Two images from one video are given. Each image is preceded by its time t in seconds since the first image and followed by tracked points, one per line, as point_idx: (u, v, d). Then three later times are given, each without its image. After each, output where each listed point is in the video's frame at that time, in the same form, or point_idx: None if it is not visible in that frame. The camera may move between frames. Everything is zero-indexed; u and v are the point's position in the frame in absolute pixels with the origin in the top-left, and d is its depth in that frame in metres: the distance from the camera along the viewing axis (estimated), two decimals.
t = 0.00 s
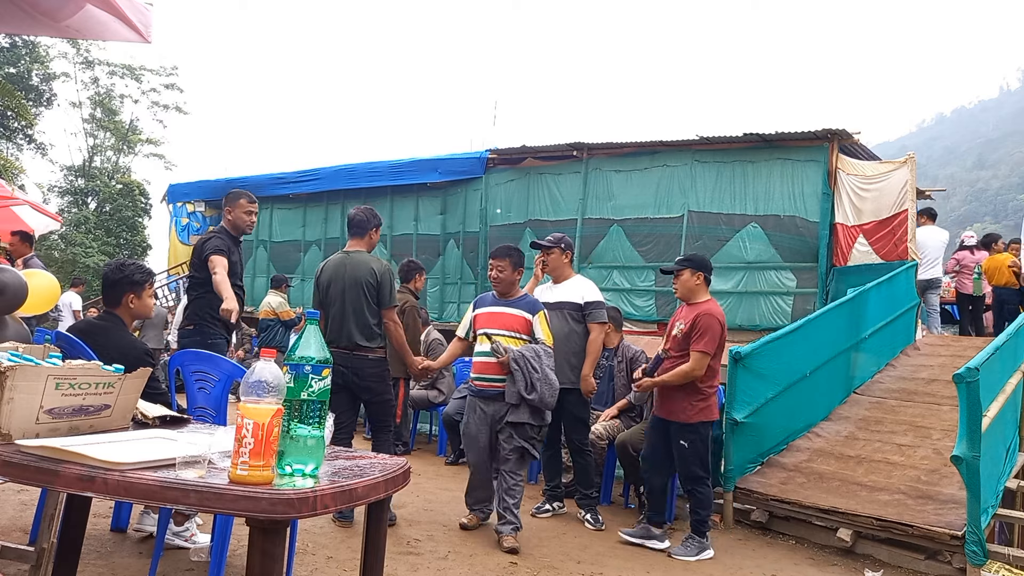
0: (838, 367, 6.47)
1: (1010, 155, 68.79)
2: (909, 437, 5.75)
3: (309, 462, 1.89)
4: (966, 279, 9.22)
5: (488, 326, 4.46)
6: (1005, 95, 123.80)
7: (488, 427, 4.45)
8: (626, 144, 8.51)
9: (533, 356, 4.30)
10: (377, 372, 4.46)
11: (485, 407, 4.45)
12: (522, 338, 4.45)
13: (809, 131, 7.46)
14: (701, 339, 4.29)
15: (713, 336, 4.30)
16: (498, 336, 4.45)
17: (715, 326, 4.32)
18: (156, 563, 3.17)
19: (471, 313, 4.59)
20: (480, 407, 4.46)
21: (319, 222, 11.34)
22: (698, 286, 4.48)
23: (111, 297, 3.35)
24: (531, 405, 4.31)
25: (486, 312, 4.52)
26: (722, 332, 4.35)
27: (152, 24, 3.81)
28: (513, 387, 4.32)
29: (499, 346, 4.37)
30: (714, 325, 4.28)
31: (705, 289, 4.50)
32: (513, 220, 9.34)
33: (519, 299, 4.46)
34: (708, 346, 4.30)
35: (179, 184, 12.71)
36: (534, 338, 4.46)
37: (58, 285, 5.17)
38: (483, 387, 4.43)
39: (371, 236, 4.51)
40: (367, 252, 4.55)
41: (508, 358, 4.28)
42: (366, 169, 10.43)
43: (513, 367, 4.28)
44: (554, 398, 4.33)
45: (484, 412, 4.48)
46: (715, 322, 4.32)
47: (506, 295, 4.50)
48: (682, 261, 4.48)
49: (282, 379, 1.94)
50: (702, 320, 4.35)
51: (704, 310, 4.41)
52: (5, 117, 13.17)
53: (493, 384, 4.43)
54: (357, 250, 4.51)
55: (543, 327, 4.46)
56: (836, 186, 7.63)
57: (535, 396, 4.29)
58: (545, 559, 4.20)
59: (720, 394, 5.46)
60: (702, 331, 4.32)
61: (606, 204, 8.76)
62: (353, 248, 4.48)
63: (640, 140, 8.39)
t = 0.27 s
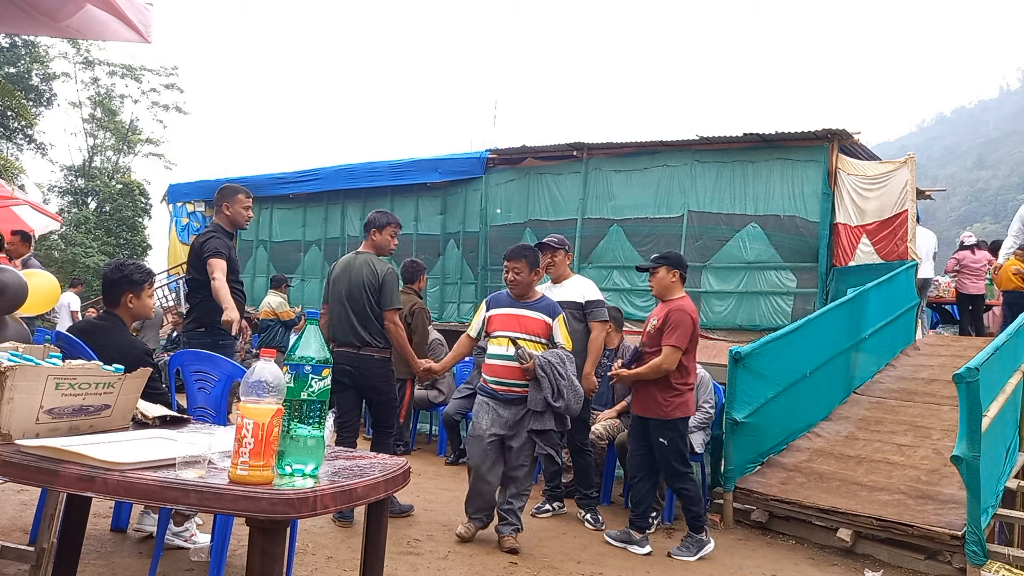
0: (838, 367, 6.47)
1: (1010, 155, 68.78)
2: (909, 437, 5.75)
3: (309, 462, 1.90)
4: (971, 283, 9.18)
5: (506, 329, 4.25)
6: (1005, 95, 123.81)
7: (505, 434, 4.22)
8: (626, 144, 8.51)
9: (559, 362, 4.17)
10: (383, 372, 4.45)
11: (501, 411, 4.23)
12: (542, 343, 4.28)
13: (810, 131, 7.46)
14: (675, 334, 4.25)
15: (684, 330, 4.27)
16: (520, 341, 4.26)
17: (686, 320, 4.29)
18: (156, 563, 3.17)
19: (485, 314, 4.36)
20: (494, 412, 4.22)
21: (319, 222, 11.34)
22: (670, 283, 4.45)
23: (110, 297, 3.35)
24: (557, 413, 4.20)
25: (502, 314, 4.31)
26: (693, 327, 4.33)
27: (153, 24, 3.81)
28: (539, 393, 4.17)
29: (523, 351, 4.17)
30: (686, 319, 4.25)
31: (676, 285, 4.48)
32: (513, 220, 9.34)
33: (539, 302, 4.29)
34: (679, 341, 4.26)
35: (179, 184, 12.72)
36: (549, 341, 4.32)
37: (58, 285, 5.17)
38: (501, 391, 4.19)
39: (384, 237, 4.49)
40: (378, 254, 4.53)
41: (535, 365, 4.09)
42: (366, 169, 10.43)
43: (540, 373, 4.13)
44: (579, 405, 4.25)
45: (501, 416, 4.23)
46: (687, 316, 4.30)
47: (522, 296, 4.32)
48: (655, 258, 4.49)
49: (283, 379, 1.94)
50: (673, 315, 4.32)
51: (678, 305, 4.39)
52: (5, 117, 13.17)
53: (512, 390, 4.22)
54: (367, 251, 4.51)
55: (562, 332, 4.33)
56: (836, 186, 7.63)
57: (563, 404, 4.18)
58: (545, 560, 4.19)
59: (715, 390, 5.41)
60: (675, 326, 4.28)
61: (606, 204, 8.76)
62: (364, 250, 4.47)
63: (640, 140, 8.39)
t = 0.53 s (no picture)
0: (838, 368, 6.47)
1: (1010, 155, 68.78)
2: (909, 437, 5.75)
3: (309, 462, 1.90)
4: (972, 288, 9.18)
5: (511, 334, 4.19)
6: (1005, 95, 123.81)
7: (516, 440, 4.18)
8: (626, 144, 8.51)
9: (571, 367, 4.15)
10: (391, 372, 4.47)
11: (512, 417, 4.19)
12: (550, 345, 4.24)
13: (809, 131, 7.46)
14: (643, 332, 4.22)
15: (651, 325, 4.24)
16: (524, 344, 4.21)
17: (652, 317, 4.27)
18: (156, 563, 3.17)
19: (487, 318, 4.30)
20: (506, 418, 4.18)
21: (319, 222, 11.34)
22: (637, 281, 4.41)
23: (110, 297, 3.35)
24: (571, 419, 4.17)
25: (507, 316, 4.23)
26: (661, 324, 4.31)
27: (153, 24, 3.81)
28: (552, 399, 4.12)
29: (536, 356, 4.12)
30: (655, 317, 4.21)
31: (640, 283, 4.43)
32: (513, 220, 9.34)
33: (543, 304, 4.24)
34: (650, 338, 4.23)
35: (179, 184, 12.72)
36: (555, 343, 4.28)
37: (58, 284, 5.17)
38: (511, 397, 4.16)
39: (401, 242, 4.44)
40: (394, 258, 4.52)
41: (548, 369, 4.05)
42: (366, 169, 10.42)
43: (554, 379, 4.08)
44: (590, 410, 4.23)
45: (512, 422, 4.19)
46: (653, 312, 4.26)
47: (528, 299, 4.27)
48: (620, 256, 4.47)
49: (283, 379, 1.94)
50: (643, 312, 4.28)
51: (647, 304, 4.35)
52: (5, 117, 13.16)
53: (522, 394, 4.19)
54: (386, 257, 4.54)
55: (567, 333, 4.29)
56: (836, 186, 7.63)
57: (576, 409, 4.15)
58: (545, 560, 4.19)
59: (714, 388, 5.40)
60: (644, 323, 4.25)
61: (606, 204, 8.76)
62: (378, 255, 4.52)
63: (640, 140, 8.39)
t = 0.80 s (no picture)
0: (838, 367, 6.47)
1: (1011, 155, 68.78)
2: (909, 437, 5.75)
3: (309, 462, 1.90)
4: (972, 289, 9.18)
5: (510, 324, 4.06)
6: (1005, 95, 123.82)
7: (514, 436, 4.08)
8: (626, 144, 8.52)
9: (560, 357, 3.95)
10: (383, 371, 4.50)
11: (508, 413, 4.11)
12: (547, 336, 4.06)
13: (809, 131, 7.46)
14: (592, 336, 4.21)
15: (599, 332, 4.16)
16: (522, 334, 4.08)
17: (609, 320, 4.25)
18: (156, 563, 3.17)
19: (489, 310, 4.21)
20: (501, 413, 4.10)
21: (319, 222, 11.34)
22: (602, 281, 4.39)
23: (111, 296, 3.36)
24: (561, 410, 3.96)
25: (506, 308, 4.12)
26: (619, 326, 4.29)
27: (153, 24, 3.81)
28: (542, 389, 3.94)
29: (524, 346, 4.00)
30: (603, 320, 4.18)
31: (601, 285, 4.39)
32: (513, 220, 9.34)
33: (541, 294, 4.08)
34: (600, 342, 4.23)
35: (179, 184, 12.72)
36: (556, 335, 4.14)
37: (58, 284, 5.17)
38: (506, 391, 4.06)
39: (398, 244, 4.44)
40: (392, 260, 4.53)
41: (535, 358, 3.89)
42: (366, 169, 10.42)
43: (540, 368, 3.90)
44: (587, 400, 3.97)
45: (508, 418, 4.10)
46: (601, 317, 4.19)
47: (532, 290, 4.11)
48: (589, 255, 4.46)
49: (282, 379, 1.94)
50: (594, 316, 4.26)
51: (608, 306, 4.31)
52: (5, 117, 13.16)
53: (517, 388, 4.07)
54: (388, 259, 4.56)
55: (568, 323, 4.10)
56: (837, 186, 7.63)
57: (567, 399, 3.92)
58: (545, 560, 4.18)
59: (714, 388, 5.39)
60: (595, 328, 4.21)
61: (606, 204, 8.76)
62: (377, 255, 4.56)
63: (640, 140, 8.39)
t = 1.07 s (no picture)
0: (838, 367, 6.47)
1: (1010, 155, 68.79)
2: (909, 437, 5.75)
3: (309, 462, 1.90)
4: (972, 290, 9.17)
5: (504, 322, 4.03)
6: (1005, 95, 123.85)
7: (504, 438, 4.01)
8: (626, 144, 8.52)
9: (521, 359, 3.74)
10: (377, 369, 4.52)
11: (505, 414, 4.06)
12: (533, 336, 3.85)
13: (810, 131, 7.46)
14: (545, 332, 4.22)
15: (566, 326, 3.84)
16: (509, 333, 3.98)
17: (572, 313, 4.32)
18: (156, 563, 3.17)
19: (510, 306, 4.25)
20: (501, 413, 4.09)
21: (319, 222, 11.35)
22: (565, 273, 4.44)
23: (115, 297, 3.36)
24: (518, 414, 3.75)
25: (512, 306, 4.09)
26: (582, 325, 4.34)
27: (153, 24, 3.81)
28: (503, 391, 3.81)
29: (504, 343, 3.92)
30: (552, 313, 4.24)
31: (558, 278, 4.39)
32: (513, 220, 9.35)
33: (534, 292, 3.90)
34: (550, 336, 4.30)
35: (179, 184, 12.72)
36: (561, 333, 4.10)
37: (58, 284, 5.18)
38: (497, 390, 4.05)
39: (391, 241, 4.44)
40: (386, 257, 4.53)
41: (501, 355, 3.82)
42: (366, 169, 10.41)
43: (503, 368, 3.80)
44: (543, 406, 3.70)
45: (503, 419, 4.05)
46: (568, 312, 3.84)
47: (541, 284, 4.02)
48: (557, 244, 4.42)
49: (282, 379, 1.94)
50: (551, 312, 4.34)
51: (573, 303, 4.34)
52: (5, 117, 13.15)
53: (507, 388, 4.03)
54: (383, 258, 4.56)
55: (553, 323, 3.77)
56: (837, 186, 7.63)
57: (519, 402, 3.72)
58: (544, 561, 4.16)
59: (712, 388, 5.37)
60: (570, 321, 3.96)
61: (606, 204, 8.76)
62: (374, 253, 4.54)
63: (640, 140, 8.39)
